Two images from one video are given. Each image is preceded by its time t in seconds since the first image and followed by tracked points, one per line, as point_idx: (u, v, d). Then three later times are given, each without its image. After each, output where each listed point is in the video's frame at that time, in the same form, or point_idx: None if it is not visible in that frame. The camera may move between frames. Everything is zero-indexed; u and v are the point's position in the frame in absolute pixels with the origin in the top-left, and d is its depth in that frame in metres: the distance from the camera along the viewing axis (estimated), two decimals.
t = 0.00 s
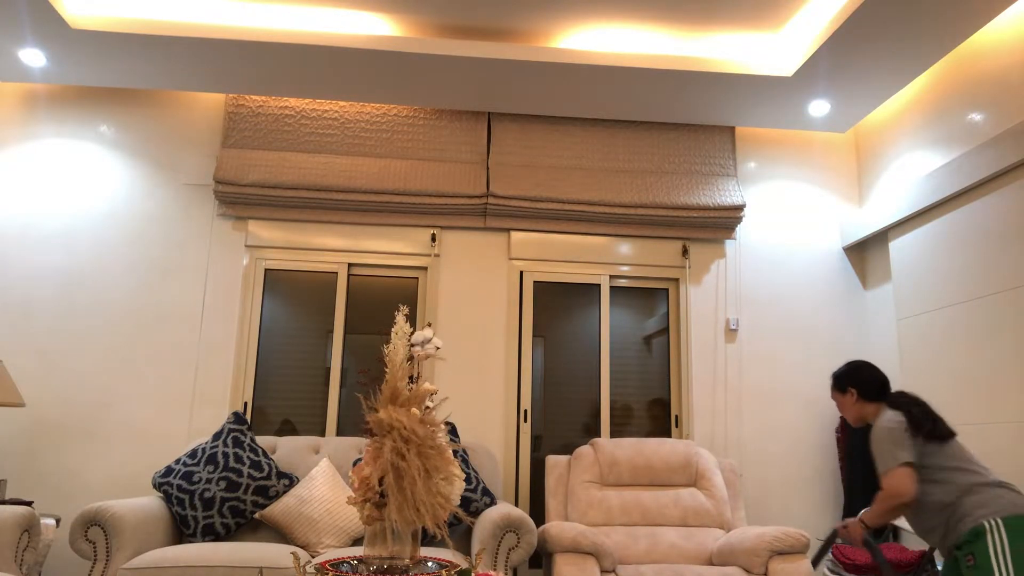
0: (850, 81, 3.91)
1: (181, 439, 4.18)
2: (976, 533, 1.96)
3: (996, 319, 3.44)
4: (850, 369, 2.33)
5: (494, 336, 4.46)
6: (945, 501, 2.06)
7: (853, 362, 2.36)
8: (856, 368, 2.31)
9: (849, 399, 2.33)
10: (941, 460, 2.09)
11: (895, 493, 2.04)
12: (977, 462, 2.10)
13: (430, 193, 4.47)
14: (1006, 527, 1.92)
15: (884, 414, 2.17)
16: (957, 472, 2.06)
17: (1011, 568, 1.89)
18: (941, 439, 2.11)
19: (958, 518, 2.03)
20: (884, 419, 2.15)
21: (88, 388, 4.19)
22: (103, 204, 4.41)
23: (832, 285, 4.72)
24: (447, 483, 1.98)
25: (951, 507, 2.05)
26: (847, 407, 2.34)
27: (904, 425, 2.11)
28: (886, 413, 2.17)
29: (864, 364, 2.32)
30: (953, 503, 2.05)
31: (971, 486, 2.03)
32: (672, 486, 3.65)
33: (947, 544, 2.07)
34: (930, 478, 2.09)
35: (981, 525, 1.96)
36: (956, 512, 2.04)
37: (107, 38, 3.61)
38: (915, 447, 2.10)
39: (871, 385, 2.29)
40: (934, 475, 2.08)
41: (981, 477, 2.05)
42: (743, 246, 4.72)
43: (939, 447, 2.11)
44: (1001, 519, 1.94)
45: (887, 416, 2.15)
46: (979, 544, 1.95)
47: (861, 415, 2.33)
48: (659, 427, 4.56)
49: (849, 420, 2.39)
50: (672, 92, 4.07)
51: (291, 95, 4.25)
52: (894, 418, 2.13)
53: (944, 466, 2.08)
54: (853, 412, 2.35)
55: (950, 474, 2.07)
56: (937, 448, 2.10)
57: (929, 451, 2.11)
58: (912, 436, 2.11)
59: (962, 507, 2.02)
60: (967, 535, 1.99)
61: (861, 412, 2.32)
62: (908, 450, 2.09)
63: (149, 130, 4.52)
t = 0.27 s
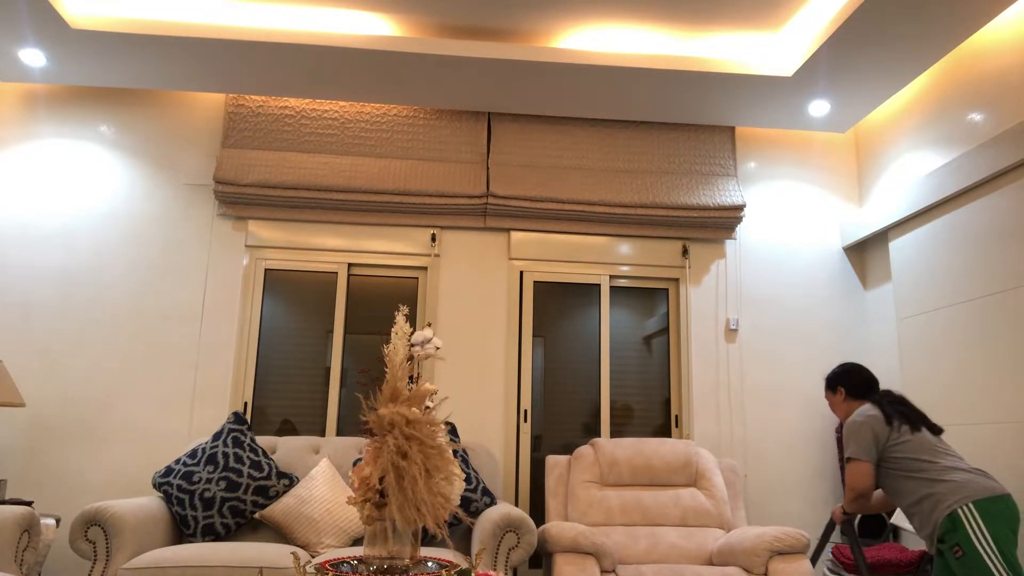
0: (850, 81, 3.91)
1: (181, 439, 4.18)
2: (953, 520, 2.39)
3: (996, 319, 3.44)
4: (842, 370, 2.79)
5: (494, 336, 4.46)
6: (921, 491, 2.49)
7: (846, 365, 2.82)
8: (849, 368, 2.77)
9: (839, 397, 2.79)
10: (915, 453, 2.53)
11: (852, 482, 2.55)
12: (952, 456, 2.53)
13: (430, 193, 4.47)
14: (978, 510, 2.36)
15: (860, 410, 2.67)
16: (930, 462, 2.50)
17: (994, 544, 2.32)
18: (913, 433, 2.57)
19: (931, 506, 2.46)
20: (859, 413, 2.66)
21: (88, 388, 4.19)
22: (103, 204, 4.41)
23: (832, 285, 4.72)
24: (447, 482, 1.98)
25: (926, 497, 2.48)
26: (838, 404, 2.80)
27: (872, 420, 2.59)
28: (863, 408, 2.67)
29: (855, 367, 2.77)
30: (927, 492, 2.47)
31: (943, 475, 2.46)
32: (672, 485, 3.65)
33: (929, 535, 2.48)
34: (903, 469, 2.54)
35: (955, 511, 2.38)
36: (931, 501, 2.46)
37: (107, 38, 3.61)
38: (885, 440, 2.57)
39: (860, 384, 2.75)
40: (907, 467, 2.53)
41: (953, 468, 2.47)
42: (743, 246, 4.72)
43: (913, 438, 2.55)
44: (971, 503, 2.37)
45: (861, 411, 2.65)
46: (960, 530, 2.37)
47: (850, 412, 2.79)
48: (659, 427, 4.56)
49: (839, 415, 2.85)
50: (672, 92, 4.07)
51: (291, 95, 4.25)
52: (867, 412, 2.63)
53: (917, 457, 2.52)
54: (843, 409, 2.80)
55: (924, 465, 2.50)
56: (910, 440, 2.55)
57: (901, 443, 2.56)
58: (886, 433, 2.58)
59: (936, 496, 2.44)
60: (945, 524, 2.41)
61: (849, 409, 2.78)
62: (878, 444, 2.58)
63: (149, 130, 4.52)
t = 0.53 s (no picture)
0: (850, 81, 3.91)
1: (181, 439, 4.18)
2: (959, 516, 2.40)
3: (996, 318, 3.44)
4: (845, 368, 2.86)
5: (494, 336, 4.46)
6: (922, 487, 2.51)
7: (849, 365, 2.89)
8: (851, 367, 2.84)
9: (840, 395, 2.85)
10: (916, 448, 2.56)
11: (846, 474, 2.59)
12: (951, 452, 2.56)
13: (430, 193, 4.47)
14: (982, 504, 2.37)
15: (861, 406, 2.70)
16: (931, 458, 2.52)
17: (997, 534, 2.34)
18: (913, 429, 2.60)
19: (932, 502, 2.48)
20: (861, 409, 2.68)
21: (88, 388, 4.19)
22: (103, 204, 4.41)
23: (832, 286, 4.72)
24: (447, 482, 1.98)
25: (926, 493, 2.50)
26: (839, 402, 2.85)
27: (872, 414, 2.63)
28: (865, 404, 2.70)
29: (858, 366, 2.83)
30: (929, 488, 2.50)
31: (944, 471, 2.48)
32: (672, 486, 3.65)
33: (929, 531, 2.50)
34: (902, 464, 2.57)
35: (958, 507, 2.40)
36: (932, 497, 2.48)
37: (107, 38, 3.61)
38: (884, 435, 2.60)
39: (858, 382, 2.80)
40: (908, 462, 2.56)
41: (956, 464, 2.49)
42: (743, 246, 4.72)
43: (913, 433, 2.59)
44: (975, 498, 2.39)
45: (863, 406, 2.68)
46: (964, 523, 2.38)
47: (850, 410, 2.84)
48: (660, 427, 4.56)
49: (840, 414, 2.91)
50: (672, 92, 4.07)
51: (291, 95, 4.25)
52: (868, 407, 2.66)
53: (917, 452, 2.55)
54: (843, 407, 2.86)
55: (925, 460, 2.53)
56: (910, 436, 2.58)
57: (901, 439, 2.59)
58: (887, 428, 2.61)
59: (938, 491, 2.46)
60: (949, 520, 2.42)
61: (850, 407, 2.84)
62: (876, 439, 2.61)
63: (149, 130, 4.52)
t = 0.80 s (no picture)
0: (850, 81, 3.91)
1: (182, 439, 4.18)
2: (969, 517, 2.38)
3: (997, 318, 3.44)
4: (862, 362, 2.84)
5: (494, 336, 4.46)
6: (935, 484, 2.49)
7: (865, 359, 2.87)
8: (868, 361, 2.82)
9: (855, 387, 2.82)
10: (934, 443, 2.53)
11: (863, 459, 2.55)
12: (966, 452, 2.54)
13: (430, 193, 4.47)
14: (994, 507, 2.36)
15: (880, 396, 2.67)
16: (948, 456, 2.50)
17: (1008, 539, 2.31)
18: (932, 424, 2.58)
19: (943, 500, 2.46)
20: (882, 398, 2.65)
21: (88, 388, 4.19)
22: (103, 204, 4.41)
23: (833, 286, 4.72)
24: (446, 482, 1.98)
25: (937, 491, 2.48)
26: (853, 395, 2.83)
27: (895, 403, 2.59)
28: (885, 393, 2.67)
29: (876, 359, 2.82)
30: (941, 487, 2.48)
31: (959, 471, 2.46)
32: (672, 486, 3.65)
33: (936, 531, 2.49)
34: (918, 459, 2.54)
35: (970, 508, 2.38)
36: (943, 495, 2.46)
37: (107, 38, 3.61)
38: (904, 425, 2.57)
39: (874, 375, 2.78)
40: (924, 459, 2.53)
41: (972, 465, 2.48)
42: (743, 246, 4.72)
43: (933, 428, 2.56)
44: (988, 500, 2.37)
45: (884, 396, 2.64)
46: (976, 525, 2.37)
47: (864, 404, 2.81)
48: (660, 427, 4.56)
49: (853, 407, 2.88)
50: (672, 92, 4.07)
51: (291, 95, 4.25)
52: (890, 397, 2.62)
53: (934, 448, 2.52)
54: (857, 400, 2.83)
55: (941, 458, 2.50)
56: (928, 431, 2.56)
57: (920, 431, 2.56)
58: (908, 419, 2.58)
59: (951, 490, 2.44)
60: (958, 520, 2.41)
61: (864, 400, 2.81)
62: (896, 430, 2.58)
63: (148, 130, 4.52)
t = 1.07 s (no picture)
0: (850, 81, 3.91)
1: (182, 439, 4.18)
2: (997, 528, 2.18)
3: (997, 318, 3.44)
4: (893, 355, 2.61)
5: (494, 336, 4.46)
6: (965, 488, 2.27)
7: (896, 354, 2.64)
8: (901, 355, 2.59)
9: (886, 380, 2.58)
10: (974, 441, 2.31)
11: (927, 437, 2.26)
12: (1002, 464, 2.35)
13: (430, 193, 4.47)
14: None
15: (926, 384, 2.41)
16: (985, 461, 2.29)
17: None
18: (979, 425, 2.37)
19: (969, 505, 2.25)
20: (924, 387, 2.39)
21: (88, 388, 4.19)
22: (103, 204, 4.41)
23: (832, 286, 4.72)
24: (447, 483, 1.98)
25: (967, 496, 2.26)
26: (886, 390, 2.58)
27: (942, 393, 2.34)
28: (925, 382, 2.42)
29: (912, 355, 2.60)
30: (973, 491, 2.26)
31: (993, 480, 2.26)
32: (673, 486, 3.65)
33: (950, 535, 2.30)
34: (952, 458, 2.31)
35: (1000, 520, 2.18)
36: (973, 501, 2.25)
37: (107, 38, 3.61)
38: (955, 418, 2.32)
39: (905, 366, 2.54)
40: (965, 457, 2.31)
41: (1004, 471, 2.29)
42: (743, 246, 4.72)
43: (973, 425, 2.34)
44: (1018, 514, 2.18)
45: (937, 386, 2.37)
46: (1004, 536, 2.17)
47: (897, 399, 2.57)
48: (660, 428, 4.55)
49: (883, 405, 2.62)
50: (672, 92, 4.07)
51: (291, 96, 4.25)
52: (941, 384, 2.38)
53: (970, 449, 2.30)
54: (890, 395, 2.58)
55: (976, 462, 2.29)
56: (977, 430, 2.34)
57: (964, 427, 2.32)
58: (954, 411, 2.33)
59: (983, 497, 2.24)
60: (985, 529, 2.20)
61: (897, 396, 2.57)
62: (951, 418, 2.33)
63: (148, 130, 4.52)
